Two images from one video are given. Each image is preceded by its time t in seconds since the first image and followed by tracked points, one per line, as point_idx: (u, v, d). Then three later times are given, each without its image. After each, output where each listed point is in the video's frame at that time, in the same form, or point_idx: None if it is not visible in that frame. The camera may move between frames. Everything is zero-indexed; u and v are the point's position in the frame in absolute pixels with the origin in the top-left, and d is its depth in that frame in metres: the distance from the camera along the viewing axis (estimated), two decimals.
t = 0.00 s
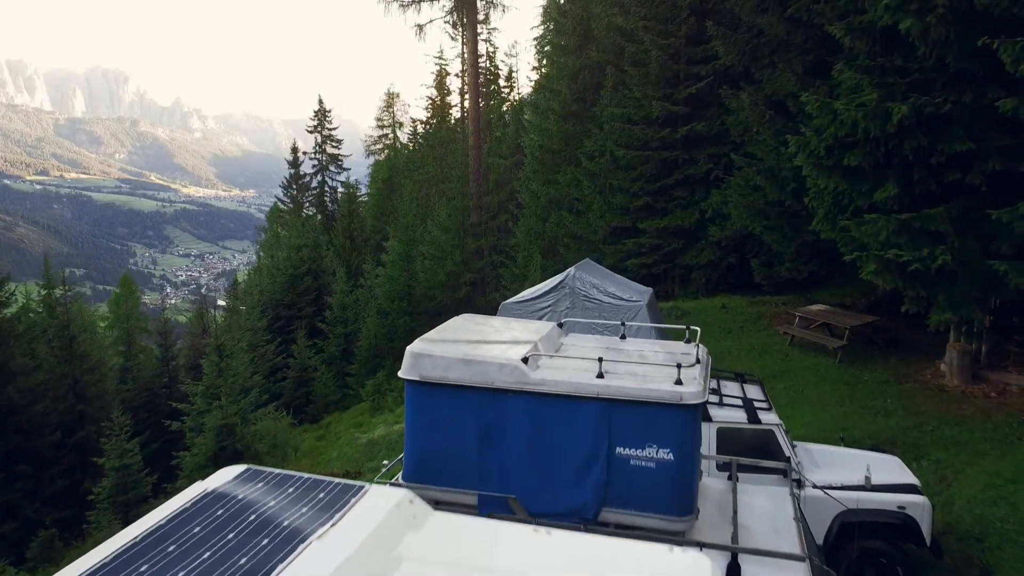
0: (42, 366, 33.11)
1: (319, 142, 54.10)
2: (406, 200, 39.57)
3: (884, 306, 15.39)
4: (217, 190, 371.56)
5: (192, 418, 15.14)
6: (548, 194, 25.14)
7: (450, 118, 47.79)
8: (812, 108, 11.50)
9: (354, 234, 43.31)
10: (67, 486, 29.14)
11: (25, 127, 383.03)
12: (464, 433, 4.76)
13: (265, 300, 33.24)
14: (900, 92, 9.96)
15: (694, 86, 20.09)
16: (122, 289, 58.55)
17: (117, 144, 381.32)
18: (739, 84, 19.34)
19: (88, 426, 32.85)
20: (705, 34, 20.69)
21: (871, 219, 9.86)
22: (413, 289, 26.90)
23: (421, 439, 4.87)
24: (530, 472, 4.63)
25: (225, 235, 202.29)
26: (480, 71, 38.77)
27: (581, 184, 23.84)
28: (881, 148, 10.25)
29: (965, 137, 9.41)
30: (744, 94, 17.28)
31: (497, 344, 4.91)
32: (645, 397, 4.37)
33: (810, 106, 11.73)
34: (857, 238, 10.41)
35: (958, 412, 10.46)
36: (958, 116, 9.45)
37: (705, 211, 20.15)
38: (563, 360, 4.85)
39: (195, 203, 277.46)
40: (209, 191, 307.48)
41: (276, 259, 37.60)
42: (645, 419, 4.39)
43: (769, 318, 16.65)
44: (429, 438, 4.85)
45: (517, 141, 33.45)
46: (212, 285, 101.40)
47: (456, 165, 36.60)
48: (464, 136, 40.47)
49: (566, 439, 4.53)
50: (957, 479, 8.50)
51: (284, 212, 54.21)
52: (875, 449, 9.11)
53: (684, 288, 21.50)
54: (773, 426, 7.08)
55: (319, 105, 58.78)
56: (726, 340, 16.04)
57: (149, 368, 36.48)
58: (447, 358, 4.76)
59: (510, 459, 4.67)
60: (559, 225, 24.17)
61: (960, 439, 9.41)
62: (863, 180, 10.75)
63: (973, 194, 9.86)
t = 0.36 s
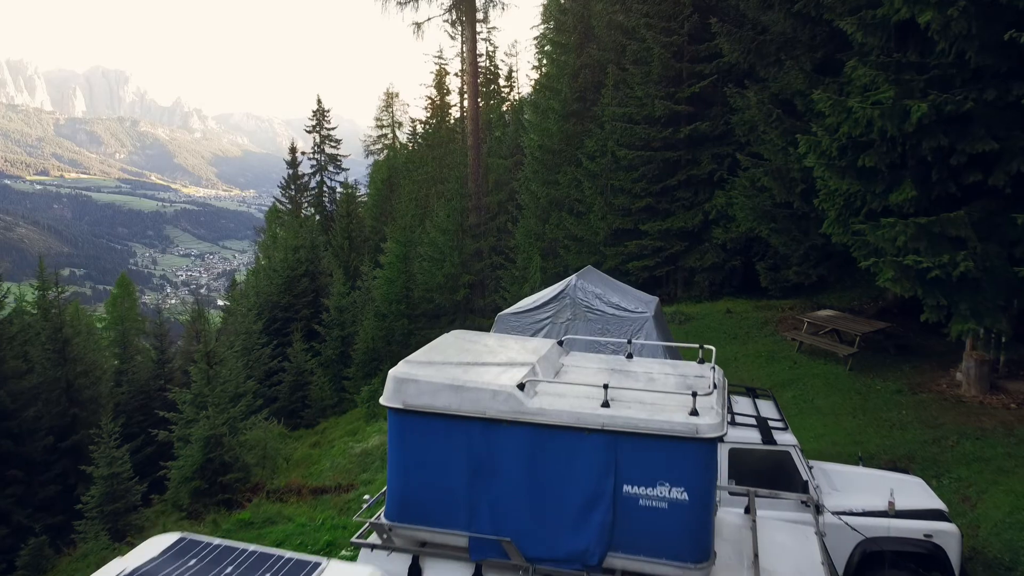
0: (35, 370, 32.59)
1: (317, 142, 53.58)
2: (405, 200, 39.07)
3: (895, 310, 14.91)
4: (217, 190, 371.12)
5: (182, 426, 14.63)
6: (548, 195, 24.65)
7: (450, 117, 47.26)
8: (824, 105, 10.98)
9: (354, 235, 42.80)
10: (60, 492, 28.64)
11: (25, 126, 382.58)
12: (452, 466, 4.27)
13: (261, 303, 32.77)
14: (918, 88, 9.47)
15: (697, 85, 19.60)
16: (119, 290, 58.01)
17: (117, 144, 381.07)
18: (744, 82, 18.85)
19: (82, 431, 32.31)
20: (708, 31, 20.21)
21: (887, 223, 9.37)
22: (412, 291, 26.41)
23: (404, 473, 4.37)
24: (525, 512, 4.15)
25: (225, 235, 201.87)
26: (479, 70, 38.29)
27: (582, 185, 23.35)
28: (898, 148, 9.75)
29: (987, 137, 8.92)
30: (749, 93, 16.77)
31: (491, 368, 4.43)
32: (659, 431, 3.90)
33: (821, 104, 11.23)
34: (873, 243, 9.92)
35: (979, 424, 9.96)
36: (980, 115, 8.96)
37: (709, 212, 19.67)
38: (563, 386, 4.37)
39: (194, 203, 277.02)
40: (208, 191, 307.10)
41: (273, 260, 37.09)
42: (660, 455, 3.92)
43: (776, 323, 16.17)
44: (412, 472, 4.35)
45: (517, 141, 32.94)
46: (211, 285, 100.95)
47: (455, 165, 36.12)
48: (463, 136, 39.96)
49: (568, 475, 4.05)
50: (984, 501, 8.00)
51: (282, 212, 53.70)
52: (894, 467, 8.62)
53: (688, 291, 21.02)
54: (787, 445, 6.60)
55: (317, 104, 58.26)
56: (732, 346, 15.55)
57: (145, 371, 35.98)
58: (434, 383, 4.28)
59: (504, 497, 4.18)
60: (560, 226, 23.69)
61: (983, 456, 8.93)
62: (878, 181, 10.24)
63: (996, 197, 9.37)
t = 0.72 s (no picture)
0: (28, 373, 32.11)
1: (316, 142, 53.08)
2: (404, 200, 38.59)
3: (906, 316, 14.44)
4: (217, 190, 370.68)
5: (170, 436, 14.12)
6: (548, 196, 24.18)
7: (449, 117, 46.77)
8: (835, 103, 10.51)
9: (352, 236, 42.33)
10: (53, 497, 28.15)
11: (25, 126, 381.98)
12: (440, 508, 3.88)
13: (257, 305, 32.29)
14: (937, 86, 9.01)
15: (701, 84, 19.13)
16: (116, 291, 57.51)
17: (117, 144, 380.75)
18: (748, 80, 18.38)
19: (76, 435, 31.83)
20: (712, 28, 19.72)
21: (904, 228, 8.92)
22: (409, 294, 25.95)
23: (387, 514, 3.99)
24: (521, 558, 3.77)
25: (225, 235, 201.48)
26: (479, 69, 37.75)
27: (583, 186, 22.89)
28: (915, 148, 9.27)
29: (1010, 136, 8.46)
30: (755, 91, 16.30)
31: (482, 397, 4.06)
32: (669, 471, 3.56)
33: (832, 102, 10.75)
34: (888, 248, 9.47)
35: (999, 438, 9.52)
36: (1002, 115, 8.50)
37: (713, 214, 19.21)
38: (562, 418, 4.00)
39: (194, 203, 276.54)
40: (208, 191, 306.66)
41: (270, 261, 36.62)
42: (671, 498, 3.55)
43: (782, 329, 15.72)
44: (395, 513, 3.97)
45: (516, 141, 32.46)
46: (210, 285, 100.48)
47: (454, 165, 35.65)
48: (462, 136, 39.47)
49: (565, 518, 3.69)
50: (1009, 524, 7.55)
51: (280, 212, 53.20)
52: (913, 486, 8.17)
53: (690, 294, 20.55)
54: (805, 469, 6.11)
55: (316, 104, 57.79)
56: (738, 352, 15.09)
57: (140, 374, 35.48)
58: (420, 415, 3.90)
59: (493, 541, 3.82)
60: (560, 228, 23.22)
61: (1006, 473, 8.49)
62: (893, 183, 9.78)
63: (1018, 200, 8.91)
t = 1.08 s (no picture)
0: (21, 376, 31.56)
1: (314, 142, 52.60)
2: (402, 201, 38.13)
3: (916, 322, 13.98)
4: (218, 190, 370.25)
5: (157, 446, 13.62)
6: (548, 197, 23.71)
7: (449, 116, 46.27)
8: (848, 101, 10.04)
9: (350, 237, 41.88)
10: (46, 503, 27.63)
11: (25, 126, 381.52)
12: (425, 560, 3.52)
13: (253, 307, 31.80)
14: (958, 83, 8.53)
15: (704, 82, 18.65)
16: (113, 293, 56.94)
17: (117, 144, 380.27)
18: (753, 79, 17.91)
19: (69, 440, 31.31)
20: (715, 25, 19.24)
21: (924, 233, 8.46)
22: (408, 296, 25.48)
23: (367, 566, 3.63)
24: None
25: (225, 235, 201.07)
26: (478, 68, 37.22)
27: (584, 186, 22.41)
28: (935, 149, 8.79)
29: None
30: (760, 90, 15.84)
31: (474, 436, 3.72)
32: (684, 525, 3.18)
33: (845, 100, 10.27)
34: (906, 254, 9.01)
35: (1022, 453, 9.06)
36: None
37: (717, 216, 18.74)
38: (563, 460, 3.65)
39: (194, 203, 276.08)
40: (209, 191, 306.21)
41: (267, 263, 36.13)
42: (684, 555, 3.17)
43: (789, 335, 15.26)
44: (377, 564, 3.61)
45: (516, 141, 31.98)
46: (210, 285, 99.91)
47: (454, 166, 35.16)
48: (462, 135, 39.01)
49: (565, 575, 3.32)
50: None
51: (279, 212, 52.70)
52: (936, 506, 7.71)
53: (694, 298, 20.07)
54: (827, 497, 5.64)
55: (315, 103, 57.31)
56: (744, 358, 14.63)
57: (136, 377, 34.95)
58: (404, 459, 3.56)
59: None
60: (561, 230, 22.74)
61: None
62: (911, 186, 9.31)
63: None
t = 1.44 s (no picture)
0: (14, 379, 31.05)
1: (313, 141, 52.17)
2: (401, 201, 37.71)
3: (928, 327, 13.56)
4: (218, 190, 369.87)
5: (145, 455, 13.16)
6: (548, 198, 23.27)
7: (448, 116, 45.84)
8: (862, 98, 9.60)
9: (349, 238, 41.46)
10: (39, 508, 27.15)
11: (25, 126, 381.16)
12: None
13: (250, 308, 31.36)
14: (980, 79, 8.11)
15: (707, 80, 18.21)
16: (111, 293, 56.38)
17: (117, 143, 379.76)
18: (758, 77, 17.49)
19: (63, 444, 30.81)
20: (719, 22, 18.81)
21: (943, 236, 8.05)
22: (405, 298, 25.05)
23: None
24: None
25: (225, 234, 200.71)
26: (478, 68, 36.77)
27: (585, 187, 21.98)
28: (957, 148, 8.37)
29: None
30: (766, 88, 15.40)
31: (461, 480, 3.40)
32: None
33: (859, 97, 9.84)
34: (923, 258, 8.60)
35: None
36: None
37: (721, 217, 18.32)
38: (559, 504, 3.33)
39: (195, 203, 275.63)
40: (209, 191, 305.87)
41: (264, 264, 35.69)
42: None
43: (796, 340, 14.85)
44: None
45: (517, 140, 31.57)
46: (210, 285, 99.50)
47: (453, 166, 34.73)
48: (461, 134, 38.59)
49: None
50: None
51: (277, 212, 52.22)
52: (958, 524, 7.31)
53: (697, 300, 19.65)
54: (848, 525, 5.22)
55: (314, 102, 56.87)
56: (750, 364, 14.20)
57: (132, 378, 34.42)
58: (380, 506, 3.24)
59: None
60: (562, 231, 22.32)
61: None
62: (929, 187, 8.88)
63: None
